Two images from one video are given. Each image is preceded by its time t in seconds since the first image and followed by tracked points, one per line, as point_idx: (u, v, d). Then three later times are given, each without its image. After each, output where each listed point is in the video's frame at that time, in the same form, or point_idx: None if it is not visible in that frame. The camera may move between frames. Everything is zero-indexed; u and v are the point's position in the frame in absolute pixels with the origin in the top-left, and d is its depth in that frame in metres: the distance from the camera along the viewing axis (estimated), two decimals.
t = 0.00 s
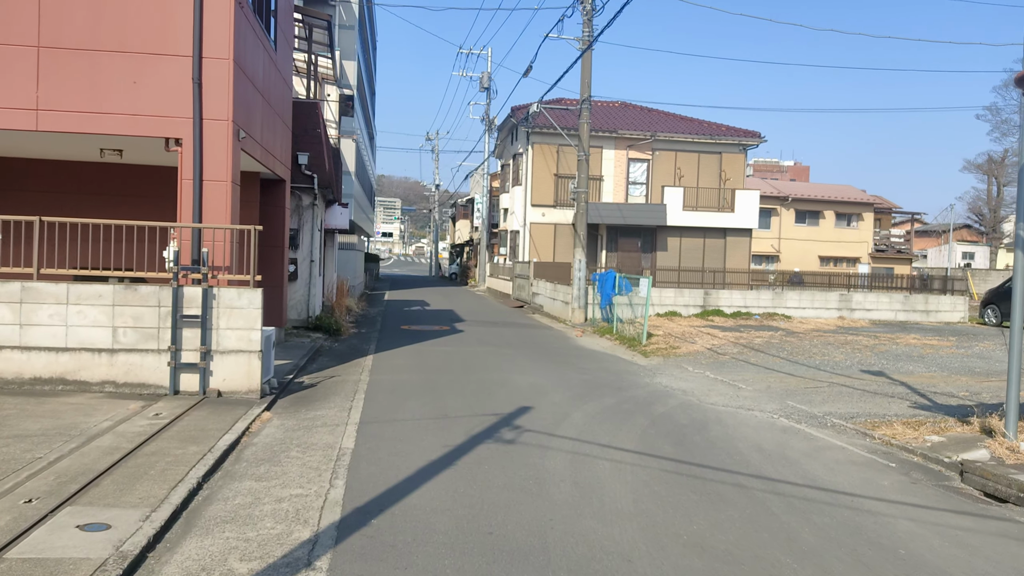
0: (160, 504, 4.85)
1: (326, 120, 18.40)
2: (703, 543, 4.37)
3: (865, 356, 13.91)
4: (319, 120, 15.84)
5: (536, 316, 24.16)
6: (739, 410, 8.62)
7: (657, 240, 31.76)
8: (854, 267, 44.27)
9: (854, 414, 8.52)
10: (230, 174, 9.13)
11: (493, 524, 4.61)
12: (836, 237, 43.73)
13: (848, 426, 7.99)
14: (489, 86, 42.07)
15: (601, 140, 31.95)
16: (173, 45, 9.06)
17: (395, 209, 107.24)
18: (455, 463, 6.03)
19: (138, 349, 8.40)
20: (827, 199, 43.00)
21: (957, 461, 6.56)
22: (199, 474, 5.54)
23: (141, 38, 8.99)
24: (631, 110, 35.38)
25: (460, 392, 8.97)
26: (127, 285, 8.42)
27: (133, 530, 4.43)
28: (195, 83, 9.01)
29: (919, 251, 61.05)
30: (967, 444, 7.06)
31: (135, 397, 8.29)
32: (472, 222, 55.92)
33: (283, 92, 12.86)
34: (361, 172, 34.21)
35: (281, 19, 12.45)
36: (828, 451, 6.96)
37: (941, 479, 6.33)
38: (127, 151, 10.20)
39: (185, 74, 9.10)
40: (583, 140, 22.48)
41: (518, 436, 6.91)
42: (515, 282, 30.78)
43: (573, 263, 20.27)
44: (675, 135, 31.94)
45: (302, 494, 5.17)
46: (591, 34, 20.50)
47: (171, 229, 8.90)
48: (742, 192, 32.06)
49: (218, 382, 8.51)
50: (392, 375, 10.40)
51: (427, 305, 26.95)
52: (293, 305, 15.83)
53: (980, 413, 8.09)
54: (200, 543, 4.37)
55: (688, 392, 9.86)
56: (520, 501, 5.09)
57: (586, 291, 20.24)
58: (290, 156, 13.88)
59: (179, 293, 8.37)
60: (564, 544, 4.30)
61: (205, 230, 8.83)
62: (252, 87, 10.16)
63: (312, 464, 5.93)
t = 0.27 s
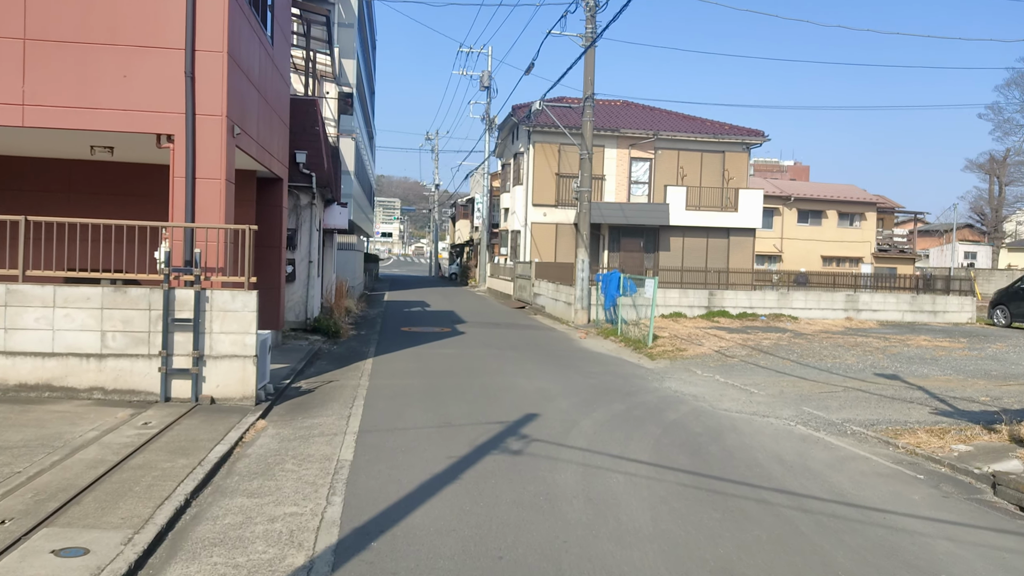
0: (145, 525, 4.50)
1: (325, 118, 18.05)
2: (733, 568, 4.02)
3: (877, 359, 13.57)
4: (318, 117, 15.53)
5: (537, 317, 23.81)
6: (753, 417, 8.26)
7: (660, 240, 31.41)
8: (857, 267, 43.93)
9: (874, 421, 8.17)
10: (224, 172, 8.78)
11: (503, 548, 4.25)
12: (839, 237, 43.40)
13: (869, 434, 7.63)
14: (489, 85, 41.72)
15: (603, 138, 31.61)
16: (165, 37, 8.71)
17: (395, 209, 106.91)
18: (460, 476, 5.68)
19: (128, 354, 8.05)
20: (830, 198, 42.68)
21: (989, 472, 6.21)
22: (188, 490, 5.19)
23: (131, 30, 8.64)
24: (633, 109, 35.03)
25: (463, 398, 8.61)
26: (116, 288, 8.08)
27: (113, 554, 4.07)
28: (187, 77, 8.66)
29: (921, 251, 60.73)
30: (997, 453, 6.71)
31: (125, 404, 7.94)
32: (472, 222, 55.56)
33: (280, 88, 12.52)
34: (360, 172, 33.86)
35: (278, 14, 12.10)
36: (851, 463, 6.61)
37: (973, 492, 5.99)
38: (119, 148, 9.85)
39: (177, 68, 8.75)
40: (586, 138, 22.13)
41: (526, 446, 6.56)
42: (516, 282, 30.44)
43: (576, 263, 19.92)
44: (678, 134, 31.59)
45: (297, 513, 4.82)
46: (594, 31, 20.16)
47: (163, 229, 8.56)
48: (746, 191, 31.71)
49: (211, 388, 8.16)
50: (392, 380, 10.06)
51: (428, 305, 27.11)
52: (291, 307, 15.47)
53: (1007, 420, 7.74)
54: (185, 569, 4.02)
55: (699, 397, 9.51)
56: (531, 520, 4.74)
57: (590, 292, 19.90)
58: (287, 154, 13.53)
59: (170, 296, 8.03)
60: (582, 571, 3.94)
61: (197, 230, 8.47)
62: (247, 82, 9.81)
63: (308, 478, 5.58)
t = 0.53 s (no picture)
0: (121, 530, 4.18)
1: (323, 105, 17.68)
2: None
3: (888, 350, 13.26)
4: (314, 104, 15.11)
5: (539, 308, 23.49)
6: (765, 411, 7.94)
7: (662, 230, 31.07)
8: (860, 258, 43.58)
9: (891, 415, 7.85)
10: (214, 156, 8.43)
11: (507, 554, 3.94)
12: (842, 227, 43.05)
13: (888, 430, 7.30)
14: (489, 74, 41.26)
15: (605, 127, 31.21)
16: (152, 16, 8.35)
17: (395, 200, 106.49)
18: (461, 474, 5.36)
19: (115, 346, 7.73)
20: (833, 188, 42.30)
21: (1018, 470, 5.89)
22: (171, 490, 4.87)
23: (117, 8, 8.27)
24: (635, 97, 34.62)
25: (464, 391, 8.29)
26: (102, 277, 7.75)
27: (85, 562, 3.75)
28: (175, 57, 8.30)
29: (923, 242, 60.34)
30: (1023, 449, 6.40)
31: (112, 398, 7.63)
32: (472, 213, 55.17)
33: (275, 72, 12.16)
34: (359, 162, 33.49)
35: None
36: (871, 460, 6.28)
37: (1002, 491, 5.68)
38: (106, 132, 9.50)
39: (165, 48, 8.39)
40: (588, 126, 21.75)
41: (530, 442, 6.25)
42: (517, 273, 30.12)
43: (578, 253, 19.60)
44: (681, 123, 31.20)
45: (286, 516, 4.50)
46: (596, 16, 19.75)
47: (151, 216, 8.22)
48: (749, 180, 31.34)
49: (201, 381, 7.85)
50: (391, 372, 9.74)
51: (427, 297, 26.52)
52: (287, 298, 15.14)
53: None
54: None
55: (708, 390, 9.19)
56: (537, 523, 4.42)
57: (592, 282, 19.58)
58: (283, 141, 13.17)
59: (158, 285, 7.70)
60: None
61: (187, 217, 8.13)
62: (239, 64, 9.45)
63: (299, 477, 5.26)
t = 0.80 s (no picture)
0: (92, 555, 3.81)
1: (319, 100, 17.29)
2: None
3: (900, 351, 12.90)
4: (311, 96, 14.87)
5: (540, 306, 23.13)
6: (780, 418, 7.58)
7: (664, 228, 30.69)
8: (863, 256, 43.20)
9: (912, 422, 7.49)
10: (203, 150, 8.05)
11: None
12: (845, 225, 42.66)
13: (910, 438, 6.95)
14: (489, 70, 40.87)
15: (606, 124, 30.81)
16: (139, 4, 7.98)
17: (394, 198, 106.07)
18: (462, 489, 5.01)
19: (98, 349, 7.37)
20: (836, 186, 41.92)
21: None
22: (149, 509, 4.50)
23: None
24: (637, 93, 34.22)
25: (465, 396, 7.93)
26: (85, 276, 7.39)
27: None
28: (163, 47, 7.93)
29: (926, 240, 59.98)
30: None
31: (95, 404, 7.27)
32: (472, 211, 54.78)
33: (270, 64, 11.78)
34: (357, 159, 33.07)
35: None
36: (897, 472, 5.93)
37: None
38: (93, 126, 9.13)
39: (152, 37, 8.01)
40: (590, 122, 21.36)
41: (535, 452, 5.89)
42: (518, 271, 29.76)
43: (581, 251, 19.23)
44: (683, 119, 30.81)
45: (272, 540, 4.14)
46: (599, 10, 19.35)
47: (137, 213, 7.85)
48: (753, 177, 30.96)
49: (189, 386, 7.50)
50: (389, 375, 9.38)
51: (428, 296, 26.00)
52: (283, 296, 14.77)
53: None
54: None
55: (718, 394, 8.84)
56: (546, 546, 4.06)
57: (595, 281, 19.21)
58: (278, 135, 12.80)
59: (145, 285, 7.34)
60: None
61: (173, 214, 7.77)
62: (230, 55, 9.07)
63: (288, 493, 4.89)
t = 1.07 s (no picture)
0: None
1: (318, 96, 16.95)
2: None
3: (913, 353, 12.58)
4: (308, 92, 14.64)
5: (542, 306, 22.78)
6: (798, 425, 7.26)
7: (667, 227, 30.37)
8: (865, 255, 42.87)
9: (936, 429, 7.17)
10: (195, 144, 7.72)
11: None
12: (847, 225, 42.34)
13: (936, 446, 6.63)
14: (490, 68, 40.53)
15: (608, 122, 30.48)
16: None
17: (393, 198, 105.74)
18: (469, 504, 4.68)
19: (85, 353, 7.04)
20: (838, 185, 41.59)
21: None
22: (131, 527, 4.17)
23: None
24: (639, 91, 33.88)
25: (468, 401, 7.60)
26: (71, 276, 7.05)
27: None
28: (153, 37, 7.60)
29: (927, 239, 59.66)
30: None
31: (81, 410, 6.94)
32: (471, 210, 54.44)
33: (266, 58, 11.45)
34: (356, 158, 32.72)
35: None
36: (927, 483, 5.61)
37: None
38: (81, 120, 8.79)
39: (141, 27, 7.67)
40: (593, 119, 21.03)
41: (545, 463, 5.57)
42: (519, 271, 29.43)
43: (583, 250, 18.90)
44: (686, 117, 30.47)
45: (263, 563, 3.81)
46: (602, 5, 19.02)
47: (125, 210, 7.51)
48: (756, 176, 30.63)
49: (180, 392, 7.17)
50: (389, 378, 9.06)
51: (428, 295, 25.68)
52: (280, 296, 14.44)
53: None
54: None
55: (731, 398, 8.51)
56: (562, 569, 3.74)
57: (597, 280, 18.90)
58: (274, 131, 12.47)
59: (134, 286, 7.01)
60: None
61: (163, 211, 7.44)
62: (224, 46, 8.74)
63: (282, 509, 4.56)
